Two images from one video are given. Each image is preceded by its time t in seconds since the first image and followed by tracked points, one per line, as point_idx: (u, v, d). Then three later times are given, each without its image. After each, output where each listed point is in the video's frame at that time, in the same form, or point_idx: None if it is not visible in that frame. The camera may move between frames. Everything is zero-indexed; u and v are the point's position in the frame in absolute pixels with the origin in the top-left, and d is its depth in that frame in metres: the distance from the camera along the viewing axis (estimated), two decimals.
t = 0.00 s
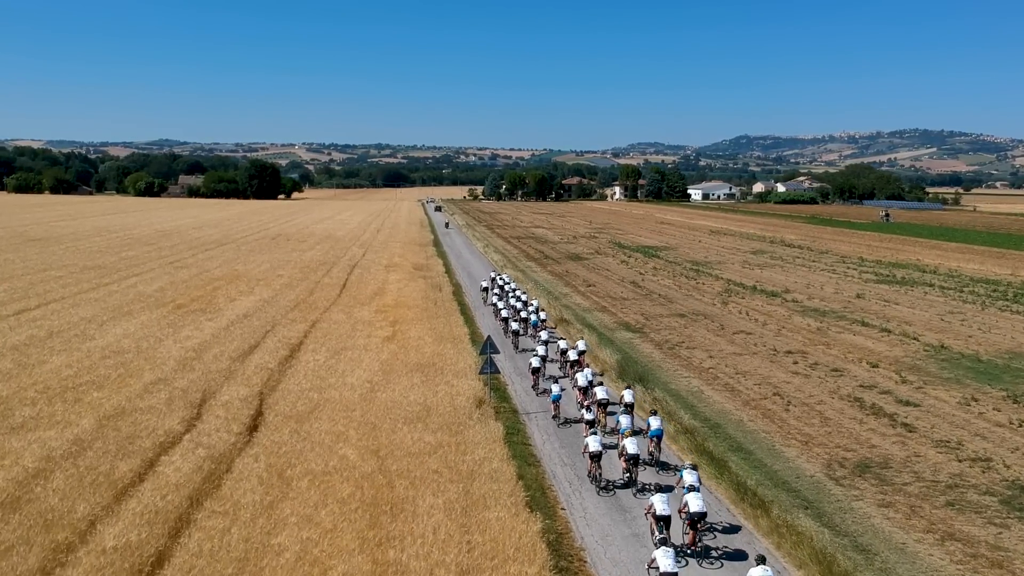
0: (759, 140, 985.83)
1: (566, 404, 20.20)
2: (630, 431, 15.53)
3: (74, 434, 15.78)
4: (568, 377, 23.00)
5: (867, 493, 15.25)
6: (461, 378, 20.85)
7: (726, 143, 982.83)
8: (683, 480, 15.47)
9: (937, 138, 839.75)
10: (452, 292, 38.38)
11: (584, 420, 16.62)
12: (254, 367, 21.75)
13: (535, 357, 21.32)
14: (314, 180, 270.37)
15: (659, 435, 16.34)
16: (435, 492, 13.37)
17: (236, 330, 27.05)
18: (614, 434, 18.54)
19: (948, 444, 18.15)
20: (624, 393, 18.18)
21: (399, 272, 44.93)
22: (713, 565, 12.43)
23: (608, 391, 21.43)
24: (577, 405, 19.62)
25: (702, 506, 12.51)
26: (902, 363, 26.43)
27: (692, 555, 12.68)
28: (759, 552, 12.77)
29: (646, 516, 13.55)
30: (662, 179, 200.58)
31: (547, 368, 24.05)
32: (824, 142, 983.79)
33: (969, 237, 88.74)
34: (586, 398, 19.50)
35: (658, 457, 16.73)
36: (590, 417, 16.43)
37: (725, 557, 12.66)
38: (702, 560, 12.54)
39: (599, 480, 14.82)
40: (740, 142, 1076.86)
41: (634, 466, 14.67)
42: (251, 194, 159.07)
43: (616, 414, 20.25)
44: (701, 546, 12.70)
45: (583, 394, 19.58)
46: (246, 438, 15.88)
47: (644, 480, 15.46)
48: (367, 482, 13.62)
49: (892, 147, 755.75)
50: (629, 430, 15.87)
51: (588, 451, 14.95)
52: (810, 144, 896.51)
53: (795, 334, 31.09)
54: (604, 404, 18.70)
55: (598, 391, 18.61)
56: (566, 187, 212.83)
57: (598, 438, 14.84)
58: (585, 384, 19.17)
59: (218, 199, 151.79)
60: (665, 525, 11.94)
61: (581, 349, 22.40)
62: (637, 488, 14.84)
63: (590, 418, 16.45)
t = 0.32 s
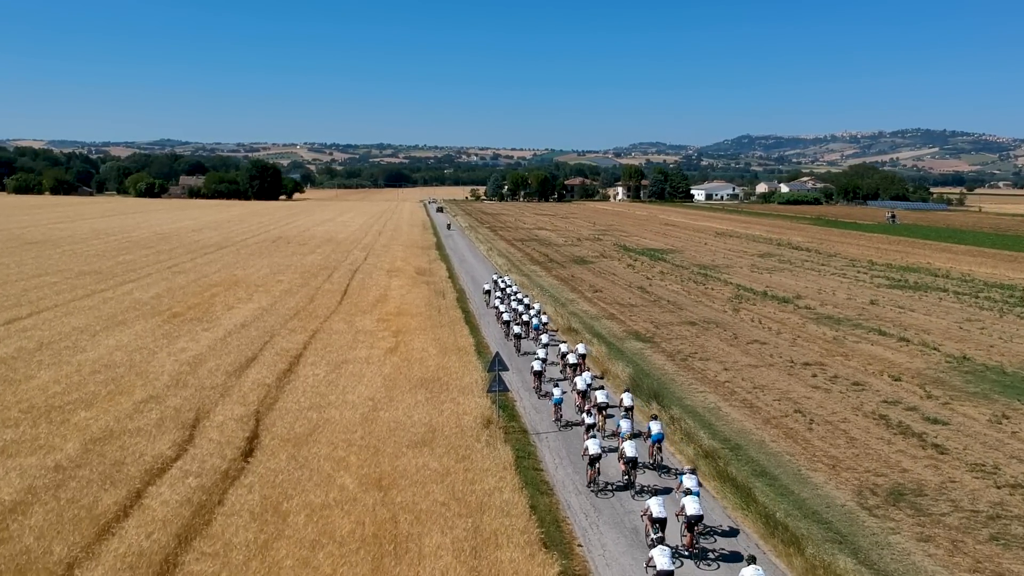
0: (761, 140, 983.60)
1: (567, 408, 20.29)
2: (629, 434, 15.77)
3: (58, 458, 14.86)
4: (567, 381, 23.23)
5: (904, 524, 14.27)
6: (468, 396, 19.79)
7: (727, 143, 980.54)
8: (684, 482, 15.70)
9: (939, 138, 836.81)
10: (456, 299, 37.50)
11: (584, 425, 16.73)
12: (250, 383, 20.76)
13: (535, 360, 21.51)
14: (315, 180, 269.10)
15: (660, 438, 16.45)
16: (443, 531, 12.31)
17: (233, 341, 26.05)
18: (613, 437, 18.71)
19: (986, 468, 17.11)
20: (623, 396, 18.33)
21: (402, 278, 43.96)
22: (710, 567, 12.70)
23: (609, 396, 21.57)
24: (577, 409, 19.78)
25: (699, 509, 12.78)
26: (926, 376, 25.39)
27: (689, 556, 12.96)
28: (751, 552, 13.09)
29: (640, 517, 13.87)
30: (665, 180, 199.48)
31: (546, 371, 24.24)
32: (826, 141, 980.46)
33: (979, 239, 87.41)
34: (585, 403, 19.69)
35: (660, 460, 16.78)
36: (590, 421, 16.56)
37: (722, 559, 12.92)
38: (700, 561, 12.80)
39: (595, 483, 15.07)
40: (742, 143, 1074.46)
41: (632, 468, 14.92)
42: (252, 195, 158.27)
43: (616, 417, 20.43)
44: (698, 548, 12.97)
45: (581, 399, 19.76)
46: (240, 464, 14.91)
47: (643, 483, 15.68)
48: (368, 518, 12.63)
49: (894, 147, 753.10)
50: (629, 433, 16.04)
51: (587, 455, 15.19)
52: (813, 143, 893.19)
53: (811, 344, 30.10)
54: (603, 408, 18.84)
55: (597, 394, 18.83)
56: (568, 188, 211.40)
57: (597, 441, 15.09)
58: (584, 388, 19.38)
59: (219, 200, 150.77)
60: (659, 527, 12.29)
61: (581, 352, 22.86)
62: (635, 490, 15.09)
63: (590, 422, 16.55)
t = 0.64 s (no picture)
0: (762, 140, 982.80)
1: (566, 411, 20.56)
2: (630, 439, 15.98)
3: (39, 488, 13.97)
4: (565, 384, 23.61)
5: (941, 557, 13.40)
6: (475, 415, 18.80)
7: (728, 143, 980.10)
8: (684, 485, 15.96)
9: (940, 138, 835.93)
10: (459, 306, 36.69)
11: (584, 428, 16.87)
12: (246, 400, 19.83)
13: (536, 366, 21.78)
14: (315, 180, 268.44)
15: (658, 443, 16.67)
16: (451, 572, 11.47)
17: (230, 353, 25.12)
18: (613, 440, 18.92)
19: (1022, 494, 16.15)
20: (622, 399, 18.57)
21: (403, 283, 43.07)
22: (706, 569, 12.98)
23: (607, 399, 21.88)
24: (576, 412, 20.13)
25: (696, 514, 13.04)
26: (948, 389, 24.45)
27: (685, 559, 13.24)
28: (743, 552, 13.47)
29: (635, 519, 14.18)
30: (668, 180, 198.58)
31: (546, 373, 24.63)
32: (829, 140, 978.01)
33: (988, 241, 86.27)
34: (584, 406, 19.97)
35: (658, 465, 17.03)
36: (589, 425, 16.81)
37: (718, 562, 13.21)
38: (696, 564, 13.09)
39: (594, 486, 15.35)
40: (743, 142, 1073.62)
41: (631, 472, 15.17)
42: (253, 195, 157.32)
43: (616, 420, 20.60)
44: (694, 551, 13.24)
45: (580, 402, 20.03)
46: (234, 492, 14.02)
47: (641, 485, 15.98)
48: (367, 557, 11.80)
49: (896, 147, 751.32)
50: (629, 436, 16.29)
51: (587, 458, 15.43)
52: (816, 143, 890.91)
53: (825, 354, 29.20)
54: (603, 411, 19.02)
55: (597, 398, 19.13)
56: (569, 189, 210.21)
57: (596, 445, 15.33)
58: (582, 392, 19.66)
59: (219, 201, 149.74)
60: (655, 530, 12.53)
61: (581, 356, 23.10)
62: (633, 493, 15.36)
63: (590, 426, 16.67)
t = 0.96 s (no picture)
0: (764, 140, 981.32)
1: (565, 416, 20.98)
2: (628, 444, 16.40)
3: (15, 526, 13.01)
4: (564, 389, 24.05)
5: None
6: (480, 438, 17.82)
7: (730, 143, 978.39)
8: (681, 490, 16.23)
9: (943, 138, 833.92)
10: (462, 313, 35.88)
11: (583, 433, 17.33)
12: (240, 422, 18.86)
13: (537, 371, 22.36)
14: (315, 180, 267.06)
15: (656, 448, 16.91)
16: None
17: (225, 367, 24.18)
18: (611, 445, 19.30)
19: None
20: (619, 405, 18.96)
21: (405, 290, 42.20)
22: (700, 574, 13.27)
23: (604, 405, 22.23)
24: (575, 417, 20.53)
25: (690, 519, 13.35)
26: (974, 406, 23.42)
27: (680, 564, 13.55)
28: (734, 555, 13.85)
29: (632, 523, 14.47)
30: (671, 181, 197.42)
31: (546, 379, 24.95)
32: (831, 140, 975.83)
33: (997, 243, 85.11)
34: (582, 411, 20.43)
35: (657, 469, 17.25)
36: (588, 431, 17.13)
37: (713, 567, 13.50)
38: (691, 569, 13.38)
39: (593, 491, 15.65)
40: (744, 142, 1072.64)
41: (627, 477, 15.48)
42: (253, 196, 156.21)
43: (613, 424, 20.99)
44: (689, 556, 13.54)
45: (578, 407, 20.51)
46: (224, 529, 13.07)
47: (638, 489, 16.26)
48: None
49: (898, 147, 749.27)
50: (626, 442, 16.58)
51: (585, 464, 15.72)
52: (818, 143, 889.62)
53: (842, 367, 28.18)
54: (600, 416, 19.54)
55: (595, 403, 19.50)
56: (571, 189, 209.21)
57: (594, 451, 15.62)
58: (580, 397, 20.20)
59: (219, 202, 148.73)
60: (650, 535, 12.84)
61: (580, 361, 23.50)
62: (630, 497, 15.67)
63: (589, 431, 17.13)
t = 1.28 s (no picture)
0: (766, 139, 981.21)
1: (564, 420, 21.35)
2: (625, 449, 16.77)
3: None
4: (564, 393, 24.43)
5: None
6: (487, 463, 16.95)
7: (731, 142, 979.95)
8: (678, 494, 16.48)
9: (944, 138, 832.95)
10: (465, 322, 35.00)
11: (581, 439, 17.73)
12: (234, 443, 17.98)
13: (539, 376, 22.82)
14: (316, 180, 266.54)
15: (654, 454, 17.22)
16: None
17: (220, 381, 23.30)
18: (609, 449, 19.65)
19: None
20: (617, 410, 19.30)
21: (407, 296, 41.36)
22: None
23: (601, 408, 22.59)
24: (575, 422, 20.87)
25: (685, 525, 13.59)
26: (999, 423, 22.48)
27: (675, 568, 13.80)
28: (728, 558, 14.16)
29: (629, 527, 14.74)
30: (673, 182, 196.42)
31: (547, 382, 25.28)
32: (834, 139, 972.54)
33: (1007, 246, 83.87)
34: (581, 416, 20.86)
35: (654, 475, 17.55)
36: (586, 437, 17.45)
37: (706, 571, 13.77)
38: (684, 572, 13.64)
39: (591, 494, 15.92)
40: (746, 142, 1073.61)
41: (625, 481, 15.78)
42: (253, 198, 155.34)
43: (611, 430, 21.37)
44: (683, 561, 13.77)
45: (578, 412, 20.95)
46: (214, 568, 12.26)
47: (635, 493, 16.55)
48: None
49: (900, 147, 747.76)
50: (624, 448, 16.89)
51: (583, 468, 16.03)
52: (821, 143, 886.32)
53: (858, 379, 27.25)
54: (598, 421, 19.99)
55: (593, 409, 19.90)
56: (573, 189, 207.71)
57: (593, 456, 15.92)
58: (579, 401, 20.64)
59: (220, 203, 147.67)
60: (646, 539, 13.10)
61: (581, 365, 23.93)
62: (627, 501, 15.95)
63: (587, 436, 17.55)
